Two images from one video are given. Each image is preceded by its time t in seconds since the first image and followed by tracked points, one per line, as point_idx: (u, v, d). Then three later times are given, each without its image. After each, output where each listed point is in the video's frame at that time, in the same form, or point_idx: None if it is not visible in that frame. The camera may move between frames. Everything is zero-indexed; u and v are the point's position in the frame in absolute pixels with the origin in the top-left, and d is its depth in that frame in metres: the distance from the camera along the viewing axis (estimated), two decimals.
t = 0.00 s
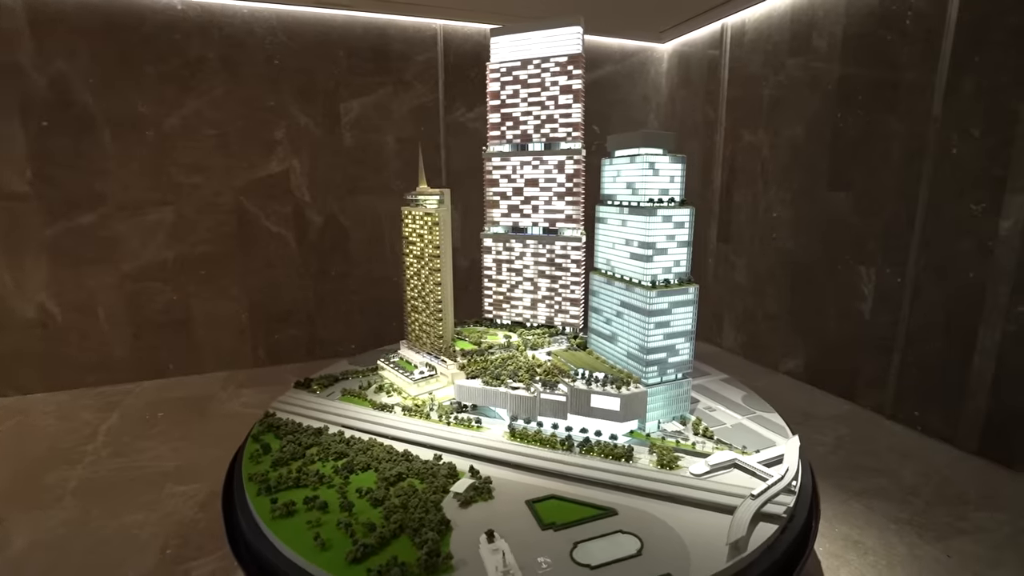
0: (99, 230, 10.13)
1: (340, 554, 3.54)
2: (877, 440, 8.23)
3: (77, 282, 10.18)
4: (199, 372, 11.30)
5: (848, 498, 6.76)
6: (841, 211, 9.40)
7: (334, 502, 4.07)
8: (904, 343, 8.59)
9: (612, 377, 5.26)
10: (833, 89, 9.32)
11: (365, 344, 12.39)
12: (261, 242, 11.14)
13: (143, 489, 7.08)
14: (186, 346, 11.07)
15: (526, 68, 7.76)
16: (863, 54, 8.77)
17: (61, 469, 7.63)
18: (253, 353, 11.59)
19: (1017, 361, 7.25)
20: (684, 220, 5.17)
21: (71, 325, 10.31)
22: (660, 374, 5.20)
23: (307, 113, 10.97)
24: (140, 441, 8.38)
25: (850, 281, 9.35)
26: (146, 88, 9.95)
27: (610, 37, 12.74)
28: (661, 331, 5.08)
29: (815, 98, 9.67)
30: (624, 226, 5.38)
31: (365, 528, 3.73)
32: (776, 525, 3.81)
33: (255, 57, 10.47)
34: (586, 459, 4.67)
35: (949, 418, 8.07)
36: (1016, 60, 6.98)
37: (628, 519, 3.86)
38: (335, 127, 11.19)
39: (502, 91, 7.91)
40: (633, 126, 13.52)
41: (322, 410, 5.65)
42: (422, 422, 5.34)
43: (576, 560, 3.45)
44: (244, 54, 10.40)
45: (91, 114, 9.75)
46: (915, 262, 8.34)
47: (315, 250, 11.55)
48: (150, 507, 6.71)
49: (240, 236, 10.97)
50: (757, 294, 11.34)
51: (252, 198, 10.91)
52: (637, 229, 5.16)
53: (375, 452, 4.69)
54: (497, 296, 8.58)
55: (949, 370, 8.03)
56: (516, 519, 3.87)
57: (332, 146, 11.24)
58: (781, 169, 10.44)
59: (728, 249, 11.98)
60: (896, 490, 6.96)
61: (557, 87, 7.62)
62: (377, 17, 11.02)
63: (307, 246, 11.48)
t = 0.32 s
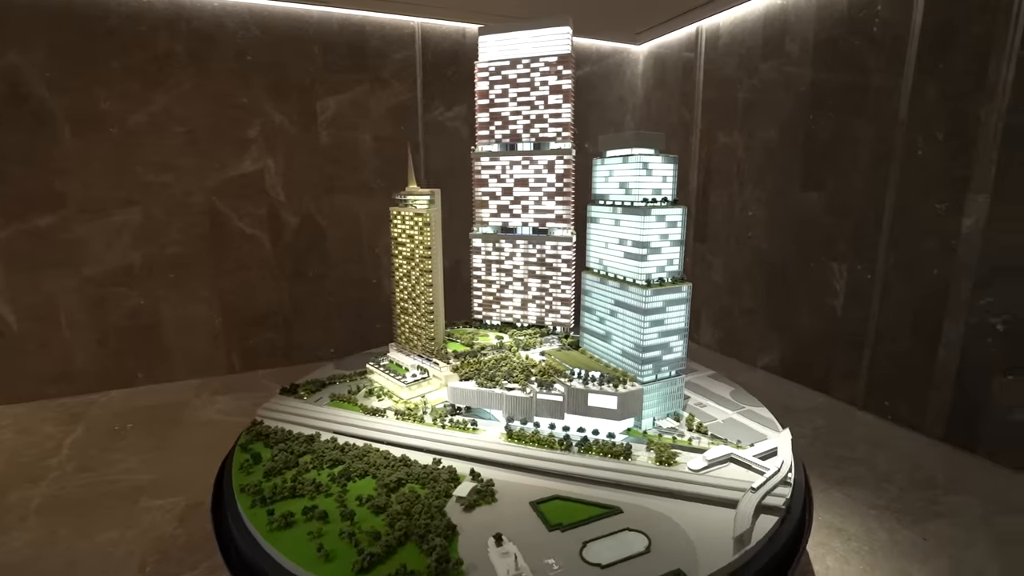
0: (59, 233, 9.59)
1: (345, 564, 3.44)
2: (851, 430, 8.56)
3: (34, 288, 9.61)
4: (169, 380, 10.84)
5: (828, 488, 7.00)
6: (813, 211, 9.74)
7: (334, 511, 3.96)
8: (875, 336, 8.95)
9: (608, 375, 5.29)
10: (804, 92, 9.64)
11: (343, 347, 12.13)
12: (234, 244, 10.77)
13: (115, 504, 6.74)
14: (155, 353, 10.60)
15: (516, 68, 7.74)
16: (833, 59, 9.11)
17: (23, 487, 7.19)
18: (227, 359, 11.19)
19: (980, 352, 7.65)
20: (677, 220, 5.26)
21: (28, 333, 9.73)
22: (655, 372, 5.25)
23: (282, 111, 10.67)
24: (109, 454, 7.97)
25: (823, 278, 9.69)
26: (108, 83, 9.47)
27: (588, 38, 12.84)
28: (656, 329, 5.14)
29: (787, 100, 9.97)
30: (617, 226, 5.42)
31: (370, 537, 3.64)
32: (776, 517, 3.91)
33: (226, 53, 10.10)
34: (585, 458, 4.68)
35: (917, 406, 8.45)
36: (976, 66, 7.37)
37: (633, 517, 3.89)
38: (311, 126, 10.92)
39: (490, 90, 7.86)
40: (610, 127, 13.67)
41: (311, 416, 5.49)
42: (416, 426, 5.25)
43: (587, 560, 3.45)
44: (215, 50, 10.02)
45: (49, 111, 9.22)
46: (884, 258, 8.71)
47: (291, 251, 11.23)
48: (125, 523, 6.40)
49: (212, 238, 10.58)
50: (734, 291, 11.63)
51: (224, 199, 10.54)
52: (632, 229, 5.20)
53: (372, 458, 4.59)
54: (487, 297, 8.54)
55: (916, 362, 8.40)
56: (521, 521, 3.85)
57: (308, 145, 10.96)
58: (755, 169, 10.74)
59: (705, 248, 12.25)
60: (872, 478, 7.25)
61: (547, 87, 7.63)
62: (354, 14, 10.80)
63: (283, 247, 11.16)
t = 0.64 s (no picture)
0: (22, 234, 9.09)
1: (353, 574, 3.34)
2: (832, 422, 8.81)
3: None
4: (142, 387, 10.41)
5: (814, 479, 7.18)
6: (793, 209, 9.99)
7: (336, 518, 3.85)
8: (853, 331, 9.25)
9: (606, 374, 5.31)
10: (783, 93, 9.88)
11: (325, 350, 11.87)
12: (211, 245, 10.41)
13: (91, 519, 6.43)
14: (127, 359, 10.17)
15: (508, 66, 7.70)
16: (810, 62, 9.37)
17: None
18: (204, 364, 10.82)
19: (951, 344, 7.97)
20: (673, 218, 5.31)
21: None
22: (653, 369, 5.27)
23: (260, 108, 10.36)
24: (80, 465, 7.60)
25: (803, 275, 9.96)
26: (74, 76, 9.02)
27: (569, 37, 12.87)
28: (654, 327, 5.18)
29: (767, 101, 10.19)
30: (614, 224, 5.44)
31: (377, 544, 3.55)
32: (779, 511, 3.97)
33: (200, 47, 9.75)
34: (587, 456, 4.68)
35: (893, 398, 8.75)
36: (946, 70, 7.69)
37: (641, 514, 3.89)
38: (290, 124, 10.64)
39: (482, 87, 7.81)
40: (591, 127, 13.74)
41: (303, 421, 5.34)
42: (414, 429, 5.16)
43: (599, 559, 3.44)
44: (188, 43, 9.66)
45: (9, 105, 8.73)
46: (861, 255, 9.00)
47: (270, 252, 10.93)
48: (103, 538, 6.11)
49: (187, 238, 10.21)
50: (715, 289, 11.84)
51: (200, 198, 10.18)
52: (630, 227, 5.22)
53: (371, 463, 4.48)
54: (479, 296, 8.47)
55: (892, 355, 8.71)
56: (529, 522, 3.81)
57: (287, 143, 10.68)
58: (736, 168, 10.95)
59: (686, 246, 12.43)
60: (854, 468, 7.47)
61: (539, 85, 7.61)
62: (334, 9, 10.57)
63: (262, 248, 10.84)
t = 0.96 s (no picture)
0: None
1: None
2: (814, 415, 9.04)
3: None
4: (114, 394, 9.98)
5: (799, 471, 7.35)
6: (773, 208, 10.21)
7: (338, 526, 3.74)
8: (832, 326, 9.50)
9: (604, 372, 5.32)
10: (763, 94, 10.07)
11: (307, 352, 11.60)
12: (186, 246, 10.05)
13: (66, 534, 6.13)
14: (98, 365, 9.74)
15: (501, 63, 7.66)
16: (790, 64, 9.59)
17: None
18: (180, 369, 10.44)
19: (927, 338, 8.25)
20: (669, 216, 5.34)
21: None
22: (650, 367, 5.30)
23: (237, 104, 10.05)
24: (51, 478, 7.23)
25: (784, 272, 10.18)
26: (38, 69, 8.58)
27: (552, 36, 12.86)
28: (652, 325, 5.20)
29: (748, 102, 10.37)
30: (611, 222, 5.44)
31: (383, 552, 3.46)
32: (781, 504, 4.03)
33: (174, 40, 9.38)
34: (588, 455, 4.66)
35: (871, 390, 9.03)
36: (919, 72, 7.95)
37: (647, 512, 3.90)
38: (269, 120, 10.35)
39: (474, 85, 7.76)
40: (574, 126, 13.78)
41: (295, 426, 5.19)
42: (410, 432, 5.07)
43: (609, 559, 3.43)
44: (161, 35, 9.28)
45: None
46: (839, 253, 9.25)
47: (249, 252, 10.62)
48: (79, 553, 5.83)
49: (161, 239, 9.83)
50: (697, 287, 12.01)
51: (174, 197, 9.81)
52: (627, 226, 5.24)
53: (369, 467, 4.38)
54: (472, 296, 8.39)
55: (870, 348, 8.98)
56: (536, 524, 3.78)
57: (265, 140, 10.38)
58: (717, 168, 11.12)
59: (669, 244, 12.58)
60: (837, 459, 7.67)
61: (532, 82, 7.59)
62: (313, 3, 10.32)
63: (240, 248, 10.53)
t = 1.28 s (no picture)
0: None
1: None
2: (795, 408, 9.26)
3: None
4: (82, 404, 9.51)
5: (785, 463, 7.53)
6: (753, 206, 10.42)
7: (341, 535, 3.63)
8: (811, 321, 9.76)
9: (601, 370, 5.31)
10: (743, 94, 10.25)
11: (287, 355, 11.30)
12: (159, 247, 9.65)
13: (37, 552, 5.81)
14: (64, 373, 9.26)
15: (492, 59, 7.59)
16: (768, 65, 9.80)
17: None
18: (153, 375, 10.01)
19: (901, 331, 8.55)
20: (665, 214, 5.36)
21: None
22: (647, 364, 5.33)
23: (211, 100, 9.70)
24: (17, 494, 6.84)
25: (764, 268, 10.41)
26: None
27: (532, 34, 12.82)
28: (649, 322, 5.23)
29: (728, 102, 10.55)
30: (607, 220, 5.44)
31: (391, 559, 3.37)
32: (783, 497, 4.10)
33: (144, 33, 8.98)
34: (588, 454, 4.66)
35: (849, 382, 9.31)
36: (892, 74, 8.24)
37: (653, 508, 3.91)
38: (245, 117, 10.03)
39: (465, 81, 7.68)
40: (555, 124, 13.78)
41: (286, 432, 5.02)
42: (407, 435, 4.97)
43: (621, 557, 3.42)
44: (129, 27, 8.87)
45: None
46: (817, 250, 9.52)
47: (225, 253, 10.27)
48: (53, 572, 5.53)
49: (131, 240, 9.41)
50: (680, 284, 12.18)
51: (145, 197, 9.41)
52: (624, 223, 5.24)
53: (369, 473, 4.27)
54: (464, 296, 8.29)
55: (847, 342, 9.26)
56: (544, 525, 3.74)
57: (241, 137, 10.05)
58: (698, 166, 11.29)
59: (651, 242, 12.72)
60: (820, 450, 7.88)
61: (525, 80, 7.55)
62: None
63: (216, 249, 10.17)
